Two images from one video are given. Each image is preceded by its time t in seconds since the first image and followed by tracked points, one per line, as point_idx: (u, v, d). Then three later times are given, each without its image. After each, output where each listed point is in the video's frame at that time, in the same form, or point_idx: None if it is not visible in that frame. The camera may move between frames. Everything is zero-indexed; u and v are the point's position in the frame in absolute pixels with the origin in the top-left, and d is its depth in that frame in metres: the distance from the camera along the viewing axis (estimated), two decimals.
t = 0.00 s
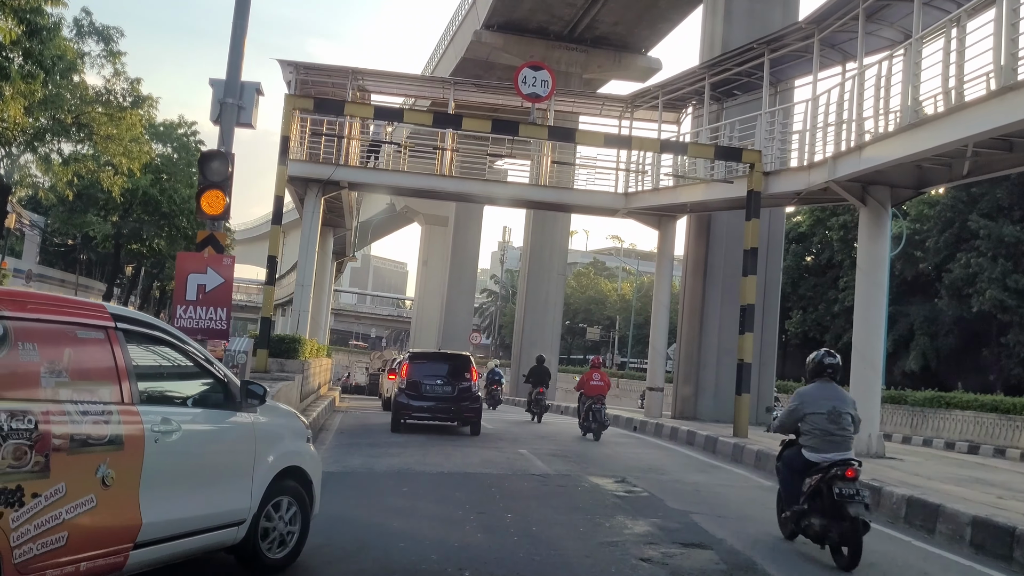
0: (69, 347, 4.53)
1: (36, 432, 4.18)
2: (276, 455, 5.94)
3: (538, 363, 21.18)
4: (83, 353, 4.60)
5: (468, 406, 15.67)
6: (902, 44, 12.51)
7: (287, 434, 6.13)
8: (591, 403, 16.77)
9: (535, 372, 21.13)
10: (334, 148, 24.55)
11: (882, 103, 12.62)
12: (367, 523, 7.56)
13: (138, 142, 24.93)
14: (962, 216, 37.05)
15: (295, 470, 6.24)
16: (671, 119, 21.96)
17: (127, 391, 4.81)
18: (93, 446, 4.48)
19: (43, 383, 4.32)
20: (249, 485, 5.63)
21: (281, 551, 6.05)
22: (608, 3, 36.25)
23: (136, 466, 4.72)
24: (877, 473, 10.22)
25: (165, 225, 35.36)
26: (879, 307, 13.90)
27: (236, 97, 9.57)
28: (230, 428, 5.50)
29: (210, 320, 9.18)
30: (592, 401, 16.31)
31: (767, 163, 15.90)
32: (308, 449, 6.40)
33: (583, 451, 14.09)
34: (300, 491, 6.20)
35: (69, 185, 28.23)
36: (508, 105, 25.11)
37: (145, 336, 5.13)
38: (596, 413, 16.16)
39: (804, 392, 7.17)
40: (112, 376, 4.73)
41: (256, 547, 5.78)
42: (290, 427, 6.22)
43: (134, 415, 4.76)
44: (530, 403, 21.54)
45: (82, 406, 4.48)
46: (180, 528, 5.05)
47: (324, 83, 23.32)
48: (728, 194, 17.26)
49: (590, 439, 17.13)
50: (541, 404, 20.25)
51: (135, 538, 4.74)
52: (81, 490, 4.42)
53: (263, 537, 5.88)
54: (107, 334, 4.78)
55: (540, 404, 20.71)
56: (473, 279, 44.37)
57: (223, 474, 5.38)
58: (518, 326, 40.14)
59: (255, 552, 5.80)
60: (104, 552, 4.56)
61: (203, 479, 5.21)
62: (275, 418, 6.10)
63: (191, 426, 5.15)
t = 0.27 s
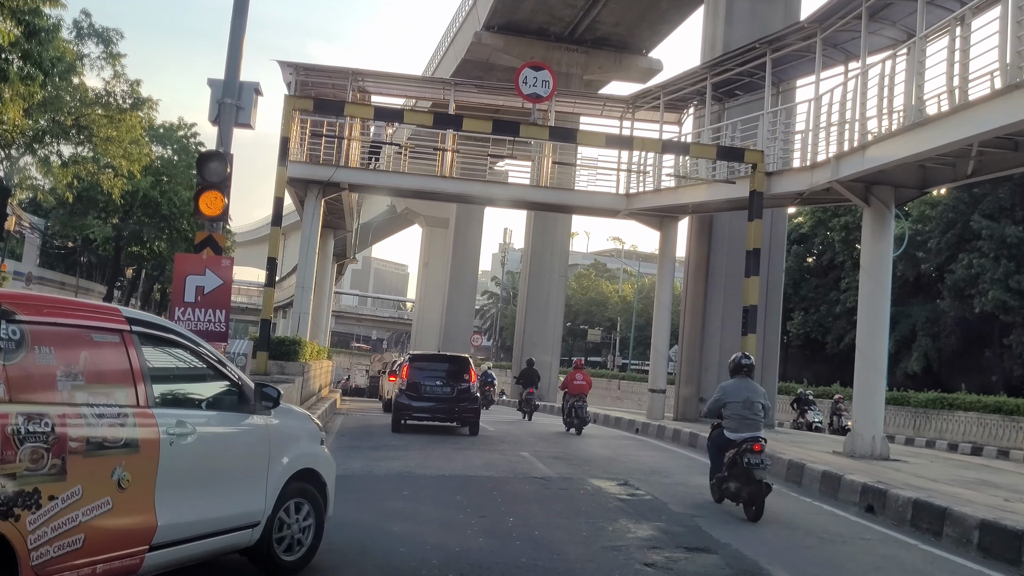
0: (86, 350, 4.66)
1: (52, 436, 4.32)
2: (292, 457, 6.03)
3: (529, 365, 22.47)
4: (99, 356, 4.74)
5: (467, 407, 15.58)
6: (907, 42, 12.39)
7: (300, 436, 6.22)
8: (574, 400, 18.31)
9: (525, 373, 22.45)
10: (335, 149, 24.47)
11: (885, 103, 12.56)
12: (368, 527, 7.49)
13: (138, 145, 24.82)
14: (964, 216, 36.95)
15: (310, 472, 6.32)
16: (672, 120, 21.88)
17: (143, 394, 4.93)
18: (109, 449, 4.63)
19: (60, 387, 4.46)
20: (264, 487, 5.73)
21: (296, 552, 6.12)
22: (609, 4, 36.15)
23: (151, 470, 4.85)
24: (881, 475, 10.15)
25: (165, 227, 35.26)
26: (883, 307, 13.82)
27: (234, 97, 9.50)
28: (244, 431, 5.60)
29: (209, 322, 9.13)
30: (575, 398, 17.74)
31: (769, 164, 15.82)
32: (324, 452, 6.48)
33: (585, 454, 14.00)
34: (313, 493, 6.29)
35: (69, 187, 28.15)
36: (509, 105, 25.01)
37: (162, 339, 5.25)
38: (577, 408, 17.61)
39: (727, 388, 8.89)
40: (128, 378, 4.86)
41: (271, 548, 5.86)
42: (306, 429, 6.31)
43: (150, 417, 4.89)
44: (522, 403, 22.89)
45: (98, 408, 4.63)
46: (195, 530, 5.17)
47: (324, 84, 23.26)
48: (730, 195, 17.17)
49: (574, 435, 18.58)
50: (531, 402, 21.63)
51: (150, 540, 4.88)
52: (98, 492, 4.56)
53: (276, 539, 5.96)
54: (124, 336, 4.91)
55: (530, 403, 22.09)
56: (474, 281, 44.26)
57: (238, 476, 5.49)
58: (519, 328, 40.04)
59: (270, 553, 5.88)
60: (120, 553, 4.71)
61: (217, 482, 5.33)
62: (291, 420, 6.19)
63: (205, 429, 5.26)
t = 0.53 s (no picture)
0: (99, 352, 4.67)
1: (66, 437, 4.32)
2: (304, 458, 6.02)
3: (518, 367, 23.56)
4: (112, 358, 4.74)
5: (465, 407, 15.48)
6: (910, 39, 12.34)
7: (312, 437, 6.19)
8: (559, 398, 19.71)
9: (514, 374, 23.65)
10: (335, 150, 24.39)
11: (887, 102, 12.50)
12: (368, 530, 7.41)
13: (137, 146, 24.70)
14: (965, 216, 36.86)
15: (322, 474, 6.30)
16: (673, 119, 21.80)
17: (156, 396, 4.93)
18: (122, 450, 4.63)
19: (73, 389, 4.47)
20: (276, 488, 5.71)
21: (309, 554, 6.08)
22: (609, 4, 36.08)
23: (164, 471, 4.84)
24: (884, 476, 10.07)
25: (165, 228, 35.16)
26: (885, 307, 13.73)
27: (232, 96, 9.42)
28: (256, 432, 5.58)
29: (205, 323, 9.05)
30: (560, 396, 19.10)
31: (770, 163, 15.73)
32: (336, 453, 6.46)
33: (587, 455, 13.91)
34: (325, 494, 6.25)
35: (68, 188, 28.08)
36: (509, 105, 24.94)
37: (175, 341, 5.24)
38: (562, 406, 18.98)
39: (679, 384, 10.89)
40: (141, 380, 4.86)
41: (284, 549, 5.82)
42: (318, 431, 6.30)
43: (162, 418, 4.89)
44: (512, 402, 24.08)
45: (111, 410, 4.63)
46: (208, 531, 5.15)
47: (323, 84, 23.19)
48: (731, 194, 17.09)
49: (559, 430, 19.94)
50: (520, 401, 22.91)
51: (165, 541, 4.86)
52: (111, 493, 4.55)
53: (289, 540, 5.92)
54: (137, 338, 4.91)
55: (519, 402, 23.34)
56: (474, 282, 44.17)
57: (251, 477, 5.48)
58: (520, 328, 39.96)
59: (283, 555, 5.84)
60: (135, 554, 4.69)
61: (230, 483, 5.31)
62: (304, 421, 6.17)
63: (218, 431, 5.25)
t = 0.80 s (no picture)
0: (115, 352, 4.62)
1: (83, 437, 4.30)
2: (320, 457, 5.93)
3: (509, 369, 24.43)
4: (128, 357, 4.68)
5: (463, 407, 15.39)
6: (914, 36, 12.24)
7: (327, 437, 6.09)
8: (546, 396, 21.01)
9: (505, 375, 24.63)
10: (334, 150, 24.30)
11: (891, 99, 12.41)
12: (368, 533, 7.31)
13: (136, 146, 24.60)
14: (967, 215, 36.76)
15: (337, 474, 6.21)
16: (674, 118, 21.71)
17: (171, 395, 4.86)
18: (138, 450, 4.57)
19: (89, 389, 4.43)
20: (292, 488, 5.62)
21: (324, 554, 5.99)
22: (609, 3, 35.99)
23: (179, 471, 4.77)
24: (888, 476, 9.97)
25: (164, 229, 35.09)
26: (888, 305, 13.66)
27: (229, 94, 9.36)
28: (271, 432, 5.49)
29: (203, 322, 8.93)
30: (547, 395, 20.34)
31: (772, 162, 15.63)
32: (351, 453, 6.37)
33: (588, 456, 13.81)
34: (340, 495, 6.15)
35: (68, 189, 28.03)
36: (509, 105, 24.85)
37: (190, 341, 5.18)
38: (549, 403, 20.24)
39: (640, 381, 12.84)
40: (156, 380, 4.80)
41: (299, 549, 5.74)
42: (334, 431, 6.20)
43: (178, 418, 4.82)
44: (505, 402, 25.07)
45: (127, 410, 4.58)
46: (224, 530, 5.06)
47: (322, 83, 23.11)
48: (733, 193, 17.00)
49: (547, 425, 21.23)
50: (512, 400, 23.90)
51: (181, 541, 4.78)
52: (127, 492, 4.50)
53: (304, 540, 5.84)
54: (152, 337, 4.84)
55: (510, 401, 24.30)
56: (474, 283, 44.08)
57: (267, 476, 5.39)
58: (520, 329, 39.87)
59: (298, 555, 5.76)
60: (152, 554, 4.62)
61: (244, 483, 5.21)
62: (319, 421, 6.08)
63: (234, 431, 5.17)
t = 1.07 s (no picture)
0: (128, 354, 4.52)
1: (97, 439, 4.19)
2: (333, 459, 5.83)
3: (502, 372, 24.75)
4: (141, 359, 4.59)
5: (463, 407, 15.29)
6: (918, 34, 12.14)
7: (340, 439, 6.00)
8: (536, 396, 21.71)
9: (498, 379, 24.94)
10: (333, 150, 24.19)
11: (895, 98, 12.31)
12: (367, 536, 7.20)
13: (134, 148, 24.43)
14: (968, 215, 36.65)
15: (350, 476, 6.11)
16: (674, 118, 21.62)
17: (185, 398, 4.77)
18: (152, 453, 4.47)
19: (104, 391, 4.33)
20: (305, 490, 5.52)
21: (335, 557, 5.90)
22: (608, 3, 35.90)
23: (194, 473, 4.67)
24: (894, 478, 9.86)
25: (163, 231, 34.96)
26: (891, 304, 13.56)
27: (225, 92, 9.26)
28: (285, 434, 5.40)
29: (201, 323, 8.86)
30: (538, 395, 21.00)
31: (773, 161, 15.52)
32: (364, 456, 6.27)
33: (590, 458, 13.69)
34: (353, 498, 6.05)
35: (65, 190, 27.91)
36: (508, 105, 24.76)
37: (204, 343, 5.09)
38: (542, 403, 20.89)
39: (610, 378, 15.16)
40: (170, 382, 4.70)
41: (311, 551, 5.66)
42: (347, 433, 6.11)
43: (192, 420, 4.72)
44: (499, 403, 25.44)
45: (142, 413, 4.48)
46: (237, 532, 4.96)
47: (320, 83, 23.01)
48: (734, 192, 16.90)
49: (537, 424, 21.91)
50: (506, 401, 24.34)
51: (194, 543, 4.68)
52: (141, 495, 4.39)
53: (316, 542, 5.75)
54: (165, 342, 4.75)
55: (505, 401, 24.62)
56: (474, 284, 43.96)
57: (281, 478, 5.29)
58: (519, 330, 39.75)
59: (309, 558, 5.68)
60: (166, 556, 4.52)
61: (257, 486, 5.11)
62: (332, 423, 5.98)
63: (248, 432, 5.07)
